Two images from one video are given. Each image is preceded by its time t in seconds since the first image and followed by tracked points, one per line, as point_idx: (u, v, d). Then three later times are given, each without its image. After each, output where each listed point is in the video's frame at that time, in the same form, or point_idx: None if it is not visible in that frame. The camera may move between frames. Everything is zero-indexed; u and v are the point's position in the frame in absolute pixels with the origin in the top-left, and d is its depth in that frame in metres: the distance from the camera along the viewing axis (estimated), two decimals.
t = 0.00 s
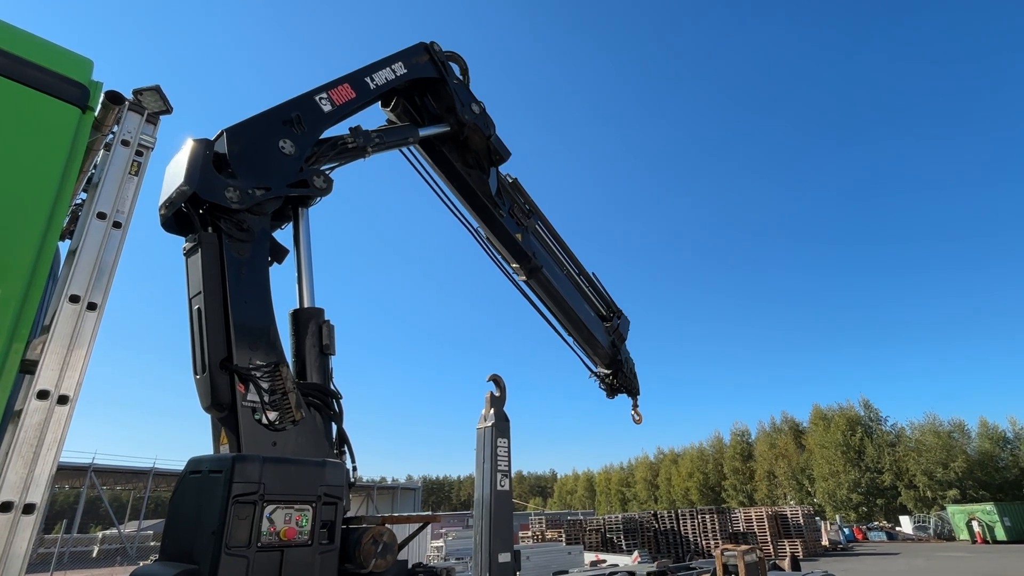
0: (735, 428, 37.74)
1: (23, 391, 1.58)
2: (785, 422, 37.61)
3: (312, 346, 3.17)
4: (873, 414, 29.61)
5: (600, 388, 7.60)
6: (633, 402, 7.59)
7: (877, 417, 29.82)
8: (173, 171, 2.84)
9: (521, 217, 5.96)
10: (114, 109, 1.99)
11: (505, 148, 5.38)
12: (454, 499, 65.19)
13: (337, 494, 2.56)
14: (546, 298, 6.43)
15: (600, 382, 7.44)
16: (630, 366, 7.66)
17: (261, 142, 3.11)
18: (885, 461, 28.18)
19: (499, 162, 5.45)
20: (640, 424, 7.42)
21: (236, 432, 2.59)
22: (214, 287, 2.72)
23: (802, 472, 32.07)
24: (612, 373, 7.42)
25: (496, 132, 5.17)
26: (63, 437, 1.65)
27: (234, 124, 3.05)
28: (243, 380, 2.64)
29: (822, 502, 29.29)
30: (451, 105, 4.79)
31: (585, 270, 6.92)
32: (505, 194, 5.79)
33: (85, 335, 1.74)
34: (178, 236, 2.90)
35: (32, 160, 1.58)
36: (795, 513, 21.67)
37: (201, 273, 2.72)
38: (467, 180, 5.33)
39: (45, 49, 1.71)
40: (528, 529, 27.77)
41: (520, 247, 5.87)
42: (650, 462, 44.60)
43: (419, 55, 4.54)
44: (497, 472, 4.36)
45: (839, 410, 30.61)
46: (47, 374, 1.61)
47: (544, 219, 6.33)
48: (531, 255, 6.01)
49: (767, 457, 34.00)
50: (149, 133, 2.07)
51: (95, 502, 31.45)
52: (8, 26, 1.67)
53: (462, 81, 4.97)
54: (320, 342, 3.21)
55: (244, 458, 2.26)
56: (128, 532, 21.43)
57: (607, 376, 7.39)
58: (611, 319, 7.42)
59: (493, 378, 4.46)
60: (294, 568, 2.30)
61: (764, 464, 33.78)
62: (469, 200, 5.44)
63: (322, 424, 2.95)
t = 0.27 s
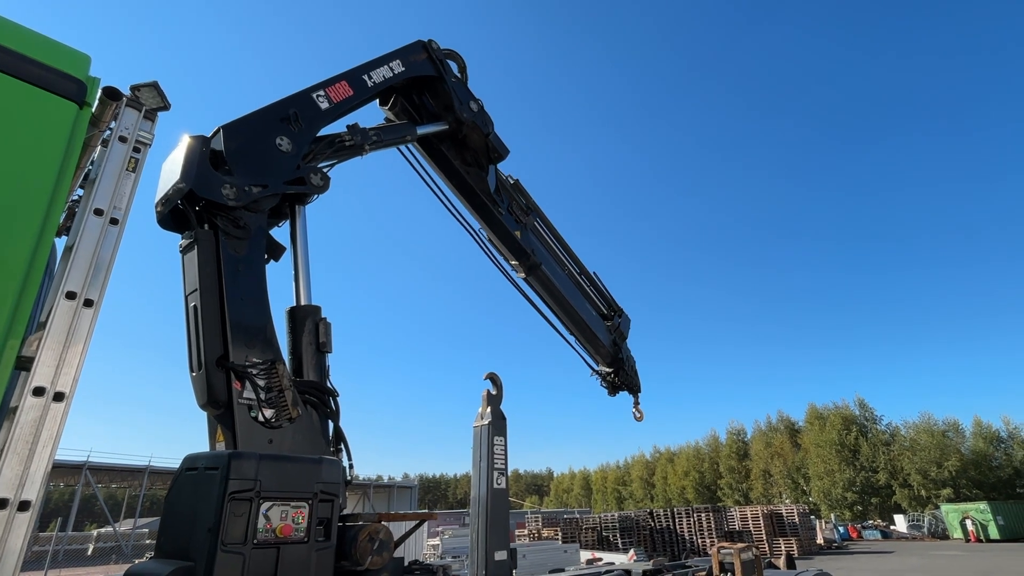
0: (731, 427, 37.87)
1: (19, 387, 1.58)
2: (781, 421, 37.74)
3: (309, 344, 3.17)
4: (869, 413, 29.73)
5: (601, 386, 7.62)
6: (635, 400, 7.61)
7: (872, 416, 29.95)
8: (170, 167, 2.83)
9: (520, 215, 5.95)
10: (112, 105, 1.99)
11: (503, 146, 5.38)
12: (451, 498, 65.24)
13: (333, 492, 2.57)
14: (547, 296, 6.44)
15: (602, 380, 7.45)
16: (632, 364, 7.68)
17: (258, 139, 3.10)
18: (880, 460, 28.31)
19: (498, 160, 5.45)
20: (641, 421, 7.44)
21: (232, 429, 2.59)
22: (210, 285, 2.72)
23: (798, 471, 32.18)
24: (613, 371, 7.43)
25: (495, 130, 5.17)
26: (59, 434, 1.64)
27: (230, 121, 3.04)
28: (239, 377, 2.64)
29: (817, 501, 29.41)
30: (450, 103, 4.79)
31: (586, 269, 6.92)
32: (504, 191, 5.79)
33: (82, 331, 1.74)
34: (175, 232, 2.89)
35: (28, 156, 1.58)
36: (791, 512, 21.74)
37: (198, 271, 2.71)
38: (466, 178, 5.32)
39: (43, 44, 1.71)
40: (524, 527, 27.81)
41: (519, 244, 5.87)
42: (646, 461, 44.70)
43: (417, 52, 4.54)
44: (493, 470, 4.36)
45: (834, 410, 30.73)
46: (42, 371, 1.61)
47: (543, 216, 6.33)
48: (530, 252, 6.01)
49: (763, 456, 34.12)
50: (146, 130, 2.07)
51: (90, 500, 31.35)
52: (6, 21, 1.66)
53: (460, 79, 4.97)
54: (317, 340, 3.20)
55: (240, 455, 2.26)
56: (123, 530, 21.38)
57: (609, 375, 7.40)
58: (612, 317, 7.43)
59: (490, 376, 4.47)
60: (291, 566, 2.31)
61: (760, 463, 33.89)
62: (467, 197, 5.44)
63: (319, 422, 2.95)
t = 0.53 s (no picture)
0: (728, 426, 37.98)
1: (13, 384, 1.57)
2: (777, 421, 37.86)
3: (306, 342, 3.16)
4: (864, 413, 29.84)
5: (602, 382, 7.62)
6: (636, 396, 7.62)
7: (868, 416, 30.06)
8: (167, 164, 2.82)
9: (518, 211, 5.94)
10: (107, 101, 1.98)
11: (502, 143, 5.37)
12: (447, 496, 65.30)
13: (330, 490, 2.56)
14: (546, 293, 6.44)
15: (603, 377, 7.46)
16: (632, 360, 7.69)
17: (255, 136, 3.09)
18: (875, 460, 28.43)
19: (496, 157, 5.44)
20: (642, 417, 7.45)
21: (228, 426, 2.58)
22: (207, 283, 2.71)
23: (793, 470, 32.30)
24: (614, 368, 7.44)
25: (493, 127, 5.16)
26: (54, 430, 1.64)
27: (227, 118, 3.02)
28: (235, 376, 2.63)
29: (812, 500, 29.53)
30: (448, 101, 4.79)
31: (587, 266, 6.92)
32: (501, 187, 5.77)
33: (76, 328, 1.73)
34: (171, 230, 2.88)
35: (22, 151, 1.57)
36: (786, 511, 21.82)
37: (194, 268, 2.70)
38: (465, 175, 5.31)
39: (38, 39, 1.70)
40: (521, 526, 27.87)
41: (517, 241, 5.86)
42: (643, 460, 44.79)
43: (415, 50, 4.53)
44: (490, 469, 4.36)
45: (830, 409, 30.83)
46: (37, 367, 1.60)
47: (541, 212, 6.31)
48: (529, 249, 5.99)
49: (759, 455, 34.24)
50: (141, 126, 2.06)
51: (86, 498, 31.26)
52: None
53: (458, 77, 4.96)
54: (314, 338, 3.20)
55: (236, 453, 2.25)
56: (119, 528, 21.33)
57: (610, 372, 7.41)
58: (612, 315, 7.43)
59: (487, 375, 4.47)
60: (287, 564, 2.30)
61: (755, 462, 33.99)
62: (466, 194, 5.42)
63: (315, 420, 2.94)
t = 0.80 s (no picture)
0: (724, 426, 38.07)
1: (8, 381, 1.57)
2: (772, 421, 37.97)
3: (303, 341, 3.16)
4: (859, 413, 29.96)
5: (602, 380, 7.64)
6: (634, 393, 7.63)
7: (863, 416, 30.18)
8: (163, 161, 2.81)
9: (516, 209, 5.94)
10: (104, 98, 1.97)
11: (500, 142, 5.37)
12: (443, 495, 65.31)
13: (326, 488, 2.56)
14: (545, 291, 6.44)
15: (603, 375, 7.47)
16: (631, 358, 7.71)
17: (251, 134, 3.08)
18: (870, 460, 28.54)
19: (495, 156, 5.44)
20: (641, 413, 7.46)
21: (224, 424, 2.58)
22: (203, 281, 2.70)
23: (788, 470, 32.41)
24: (613, 365, 7.45)
25: (491, 126, 5.15)
26: (49, 428, 1.63)
27: (224, 116, 3.02)
28: (232, 374, 2.63)
29: (808, 499, 29.64)
30: (446, 100, 4.79)
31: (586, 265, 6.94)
32: (499, 186, 5.77)
33: (72, 326, 1.73)
34: (167, 227, 2.87)
35: (18, 147, 1.56)
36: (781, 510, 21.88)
37: (190, 266, 2.69)
38: (463, 174, 5.31)
39: (33, 35, 1.69)
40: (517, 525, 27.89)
41: (515, 239, 5.86)
42: (639, 459, 44.87)
43: (413, 49, 4.52)
44: (487, 468, 4.36)
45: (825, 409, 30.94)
46: (33, 365, 1.60)
47: (539, 210, 6.31)
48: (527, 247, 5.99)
49: (754, 454, 34.34)
50: (138, 123, 2.06)
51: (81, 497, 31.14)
52: None
53: (456, 76, 4.96)
54: (310, 336, 3.20)
55: (232, 451, 2.25)
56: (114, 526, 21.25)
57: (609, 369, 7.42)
58: (611, 313, 7.44)
59: (483, 374, 4.47)
60: (282, 563, 2.30)
61: (751, 462, 34.07)
62: (464, 193, 5.42)
63: (311, 418, 2.94)
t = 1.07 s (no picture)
0: (720, 426, 38.16)
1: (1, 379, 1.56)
2: (768, 421, 38.06)
3: (299, 338, 3.15)
4: (855, 414, 30.06)
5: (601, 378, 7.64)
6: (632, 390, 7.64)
7: (858, 417, 30.28)
8: (160, 158, 2.81)
9: (514, 207, 5.94)
10: (99, 95, 1.96)
11: (498, 141, 5.36)
12: (440, 493, 65.29)
13: (322, 487, 2.56)
14: (543, 288, 6.44)
15: (602, 372, 7.47)
16: (629, 355, 7.72)
17: (248, 132, 3.07)
18: (865, 460, 28.63)
19: (493, 154, 5.43)
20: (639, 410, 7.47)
21: (219, 422, 2.57)
22: (199, 279, 2.70)
23: (784, 470, 32.49)
24: (612, 362, 7.46)
25: (489, 125, 5.14)
26: (43, 425, 1.63)
27: (220, 113, 3.01)
28: (227, 372, 2.62)
29: (803, 499, 29.73)
30: (444, 98, 4.78)
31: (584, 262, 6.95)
32: (497, 184, 5.76)
33: (67, 324, 1.72)
34: (163, 224, 2.87)
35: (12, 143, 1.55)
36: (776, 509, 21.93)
37: (186, 264, 2.69)
38: (461, 172, 5.31)
39: (28, 31, 1.68)
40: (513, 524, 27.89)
41: (514, 237, 5.86)
42: (635, 459, 44.93)
43: (411, 47, 4.52)
44: (483, 466, 4.36)
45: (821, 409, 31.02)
46: (27, 362, 1.59)
47: (537, 208, 6.31)
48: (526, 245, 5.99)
49: (750, 454, 34.43)
50: (135, 120, 2.05)
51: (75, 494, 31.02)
52: None
53: (454, 75, 4.95)
54: (307, 335, 3.19)
55: (228, 450, 2.25)
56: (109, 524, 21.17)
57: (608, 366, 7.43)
58: (609, 309, 7.45)
59: (480, 373, 4.47)
60: (278, 561, 2.30)
61: (747, 462, 34.16)
62: (463, 192, 5.41)
63: (307, 416, 2.93)
